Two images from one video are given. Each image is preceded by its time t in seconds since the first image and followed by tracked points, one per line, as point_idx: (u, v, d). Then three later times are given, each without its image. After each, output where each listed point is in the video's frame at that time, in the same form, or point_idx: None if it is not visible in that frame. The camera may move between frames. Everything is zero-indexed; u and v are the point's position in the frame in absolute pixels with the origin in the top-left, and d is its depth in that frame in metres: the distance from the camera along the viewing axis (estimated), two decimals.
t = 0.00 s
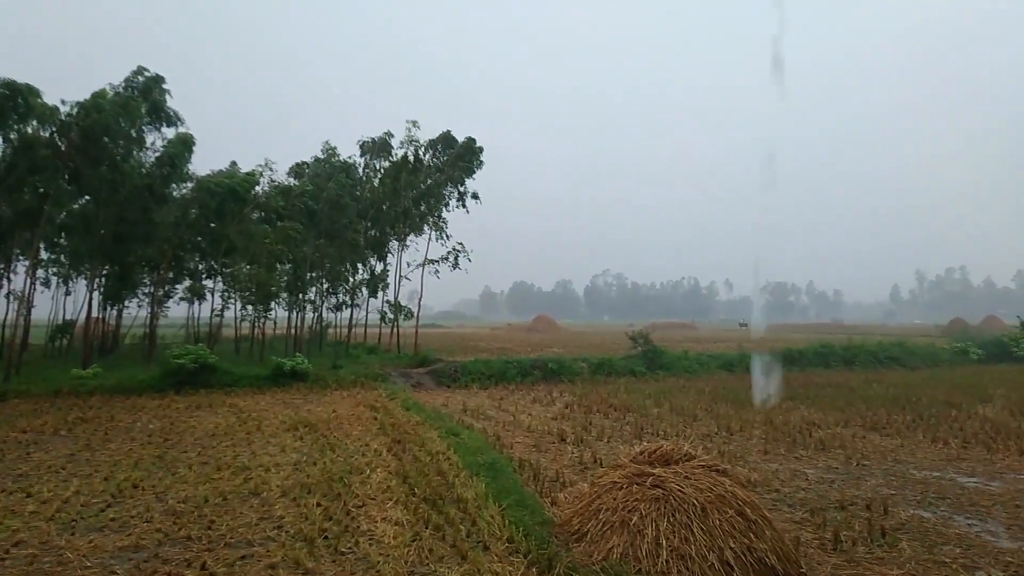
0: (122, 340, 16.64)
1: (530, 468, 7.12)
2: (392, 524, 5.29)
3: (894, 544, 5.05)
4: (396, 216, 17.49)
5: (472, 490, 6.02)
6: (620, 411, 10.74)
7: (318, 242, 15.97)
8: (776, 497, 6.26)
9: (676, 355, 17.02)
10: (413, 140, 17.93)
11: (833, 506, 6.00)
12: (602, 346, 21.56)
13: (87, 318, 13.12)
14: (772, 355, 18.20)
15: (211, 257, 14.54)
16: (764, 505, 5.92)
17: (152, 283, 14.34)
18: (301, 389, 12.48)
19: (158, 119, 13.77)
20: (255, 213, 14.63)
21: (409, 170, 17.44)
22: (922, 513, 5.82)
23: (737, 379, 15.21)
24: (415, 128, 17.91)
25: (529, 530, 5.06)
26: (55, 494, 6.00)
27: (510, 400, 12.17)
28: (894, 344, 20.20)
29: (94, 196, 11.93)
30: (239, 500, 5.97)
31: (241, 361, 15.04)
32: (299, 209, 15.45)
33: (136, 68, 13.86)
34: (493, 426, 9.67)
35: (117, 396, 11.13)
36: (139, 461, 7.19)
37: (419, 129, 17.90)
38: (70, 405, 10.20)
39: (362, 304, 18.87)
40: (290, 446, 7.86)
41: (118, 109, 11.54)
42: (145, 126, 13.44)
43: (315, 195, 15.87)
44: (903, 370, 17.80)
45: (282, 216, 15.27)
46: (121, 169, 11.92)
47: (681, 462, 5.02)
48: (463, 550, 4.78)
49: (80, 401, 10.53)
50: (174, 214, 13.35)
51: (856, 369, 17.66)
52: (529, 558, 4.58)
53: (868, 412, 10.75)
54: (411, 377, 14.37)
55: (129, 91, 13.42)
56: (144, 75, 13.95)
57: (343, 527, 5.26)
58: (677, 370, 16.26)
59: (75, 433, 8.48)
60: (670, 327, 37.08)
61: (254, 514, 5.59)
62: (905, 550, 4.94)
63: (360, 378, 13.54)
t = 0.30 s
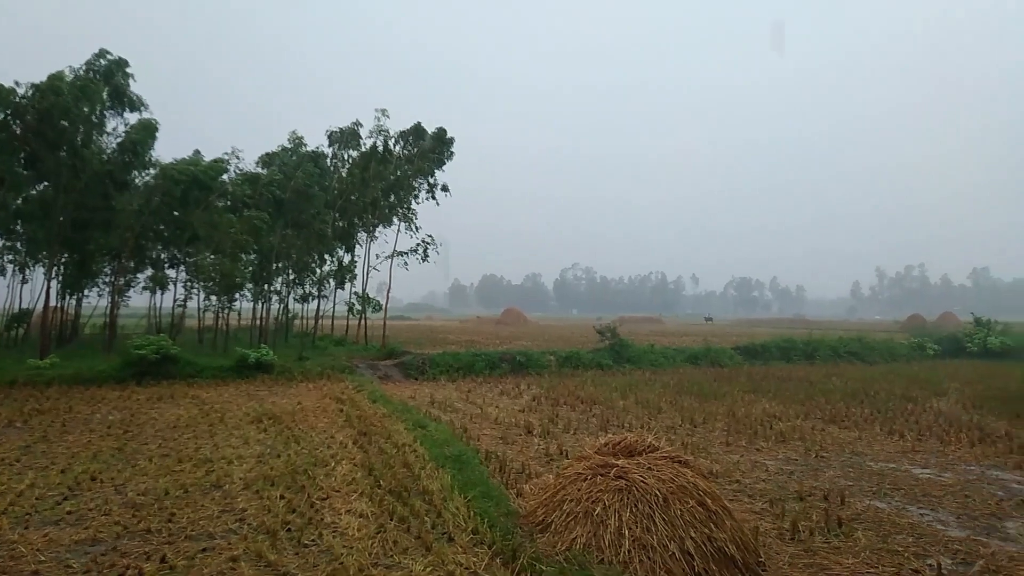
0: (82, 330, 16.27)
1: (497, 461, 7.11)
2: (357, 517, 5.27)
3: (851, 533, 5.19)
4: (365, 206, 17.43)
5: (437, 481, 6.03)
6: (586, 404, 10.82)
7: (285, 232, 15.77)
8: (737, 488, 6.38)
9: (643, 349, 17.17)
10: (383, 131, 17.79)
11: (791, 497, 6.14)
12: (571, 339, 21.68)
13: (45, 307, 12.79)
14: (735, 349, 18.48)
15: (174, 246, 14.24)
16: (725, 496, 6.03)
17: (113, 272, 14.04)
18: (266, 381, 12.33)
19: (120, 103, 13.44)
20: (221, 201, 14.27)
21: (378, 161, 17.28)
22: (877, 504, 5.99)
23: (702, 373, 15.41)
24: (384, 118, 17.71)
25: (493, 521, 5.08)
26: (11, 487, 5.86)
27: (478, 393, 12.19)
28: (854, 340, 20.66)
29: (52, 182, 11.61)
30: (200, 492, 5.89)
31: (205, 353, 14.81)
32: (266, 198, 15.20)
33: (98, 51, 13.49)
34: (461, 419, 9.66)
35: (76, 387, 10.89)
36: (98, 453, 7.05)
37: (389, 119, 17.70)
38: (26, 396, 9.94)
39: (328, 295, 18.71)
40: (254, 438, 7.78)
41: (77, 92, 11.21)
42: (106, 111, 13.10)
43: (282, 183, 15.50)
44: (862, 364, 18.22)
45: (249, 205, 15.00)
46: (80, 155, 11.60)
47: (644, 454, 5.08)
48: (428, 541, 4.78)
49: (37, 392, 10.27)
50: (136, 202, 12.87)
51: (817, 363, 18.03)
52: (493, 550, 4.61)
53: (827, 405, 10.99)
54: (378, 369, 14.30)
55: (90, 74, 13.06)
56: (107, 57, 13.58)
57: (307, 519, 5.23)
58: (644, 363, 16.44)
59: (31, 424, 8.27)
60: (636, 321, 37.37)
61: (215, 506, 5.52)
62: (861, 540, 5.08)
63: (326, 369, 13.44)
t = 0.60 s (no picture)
0: (27, 317, 15.71)
1: (454, 453, 7.09)
2: (311, 508, 5.22)
3: (798, 523, 5.34)
4: (325, 195, 17.17)
5: (394, 473, 6.00)
6: (544, 396, 10.88)
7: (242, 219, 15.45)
8: (690, 478, 6.51)
9: (602, 342, 17.32)
10: (345, 117, 17.50)
11: (742, 488, 6.28)
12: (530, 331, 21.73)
13: None
14: (692, 343, 18.78)
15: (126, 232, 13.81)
16: (678, 487, 6.14)
17: (61, 257, 13.60)
18: (220, 371, 12.09)
19: (70, 82, 12.95)
20: (176, 186, 13.90)
21: (338, 149, 17.04)
22: (825, 495, 6.17)
23: (659, 366, 15.63)
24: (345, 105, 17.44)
25: (449, 512, 5.08)
26: None
27: (437, 384, 12.17)
28: (805, 335, 21.19)
29: None
30: (150, 484, 5.76)
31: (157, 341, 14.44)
32: (223, 183, 14.80)
33: (47, 26, 12.98)
34: (420, 410, 9.62)
35: (20, 376, 10.52)
36: (43, 443, 6.84)
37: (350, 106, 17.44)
38: None
39: (286, 284, 18.41)
40: (205, 429, 7.61)
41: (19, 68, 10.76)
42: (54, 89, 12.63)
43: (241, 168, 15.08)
44: (813, 358, 18.71)
45: (204, 190, 14.63)
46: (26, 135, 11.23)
47: (600, 445, 5.13)
48: (383, 533, 4.76)
49: None
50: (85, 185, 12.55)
51: (770, 357, 18.46)
52: (449, 540, 4.61)
53: (778, 398, 11.25)
54: (336, 359, 14.15)
55: (37, 50, 12.57)
56: (56, 33, 13.08)
57: (259, 511, 5.15)
58: (603, 356, 16.60)
59: None
60: (595, 314, 37.65)
61: (165, 498, 5.40)
62: (808, 529, 5.23)
63: (282, 360, 13.24)
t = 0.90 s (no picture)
0: None
1: (419, 453, 7.05)
2: (272, 514, 5.13)
3: (758, 511, 5.45)
4: (281, 194, 16.86)
5: (357, 475, 5.93)
6: (508, 394, 10.88)
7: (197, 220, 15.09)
8: (652, 471, 6.59)
9: (565, 338, 17.39)
10: (301, 115, 17.24)
11: (703, 479, 6.39)
12: (493, 329, 21.69)
13: None
14: (653, 338, 18.99)
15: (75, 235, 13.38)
16: (641, 480, 6.21)
17: (6, 261, 13.12)
18: (176, 376, 11.81)
19: (11, 80, 12.50)
20: (127, 187, 13.52)
21: (295, 147, 16.76)
22: (783, 483, 6.30)
23: (620, 361, 15.76)
24: (301, 102, 17.16)
25: (414, 513, 5.05)
26: None
27: (400, 384, 12.08)
28: (762, 327, 21.62)
29: None
30: (104, 493, 5.60)
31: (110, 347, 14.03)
32: (177, 183, 14.46)
33: None
34: (382, 411, 9.53)
35: None
36: None
37: (306, 103, 17.17)
38: None
39: (243, 286, 18.07)
40: (162, 436, 7.42)
41: None
42: None
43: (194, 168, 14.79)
44: (771, 350, 19.10)
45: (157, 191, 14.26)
46: None
47: (564, 441, 5.15)
48: (347, 537, 4.70)
49: None
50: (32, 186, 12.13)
51: (729, 350, 18.79)
52: (413, 541, 4.59)
53: (738, 390, 11.45)
54: (297, 362, 13.94)
55: None
56: None
57: (219, 518, 5.04)
58: (566, 352, 16.68)
59: None
60: (558, 311, 37.77)
61: (120, 508, 5.25)
62: (767, 517, 5.34)
63: (241, 364, 12.97)
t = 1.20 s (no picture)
0: None
1: (385, 447, 6.98)
2: (235, 510, 5.02)
3: (723, 503, 5.51)
4: (245, 184, 16.53)
5: (322, 470, 5.84)
6: (476, 387, 10.85)
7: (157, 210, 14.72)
8: (620, 464, 6.62)
9: (534, 331, 17.39)
10: (266, 103, 16.91)
11: (669, 471, 6.43)
12: (462, 322, 21.60)
13: None
14: (620, 331, 19.11)
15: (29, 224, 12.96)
16: (608, 473, 6.23)
17: None
18: (136, 370, 11.53)
19: None
20: (85, 175, 13.15)
21: (260, 135, 16.46)
22: (747, 475, 6.38)
23: (589, 354, 15.82)
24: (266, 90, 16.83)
25: (379, 508, 4.99)
26: None
27: (367, 378, 11.96)
28: (727, 321, 21.90)
29: None
30: (59, 490, 5.42)
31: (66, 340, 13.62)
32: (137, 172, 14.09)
33: None
34: (348, 405, 9.43)
35: None
36: None
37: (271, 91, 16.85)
38: None
39: (206, 278, 17.70)
40: (120, 431, 7.22)
41: None
42: None
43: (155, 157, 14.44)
44: (736, 344, 19.36)
45: (116, 179, 13.88)
46: None
47: (532, 435, 5.14)
48: (311, 532, 4.62)
49: None
50: None
51: (695, 344, 18.99)
52: (379, 537, 4.53)
53: (703, 383, 11.58)
54: (261, 355, 13.71)
55: None
56: None
57: (179, 514, 4.92)
58: (534, 346, 16.68)
59: None
60: (526, 304, 37.78)
61: (76, 505, 5.09)
62: (732, 509, 5.39)
63: (203, 357, 12.72)
